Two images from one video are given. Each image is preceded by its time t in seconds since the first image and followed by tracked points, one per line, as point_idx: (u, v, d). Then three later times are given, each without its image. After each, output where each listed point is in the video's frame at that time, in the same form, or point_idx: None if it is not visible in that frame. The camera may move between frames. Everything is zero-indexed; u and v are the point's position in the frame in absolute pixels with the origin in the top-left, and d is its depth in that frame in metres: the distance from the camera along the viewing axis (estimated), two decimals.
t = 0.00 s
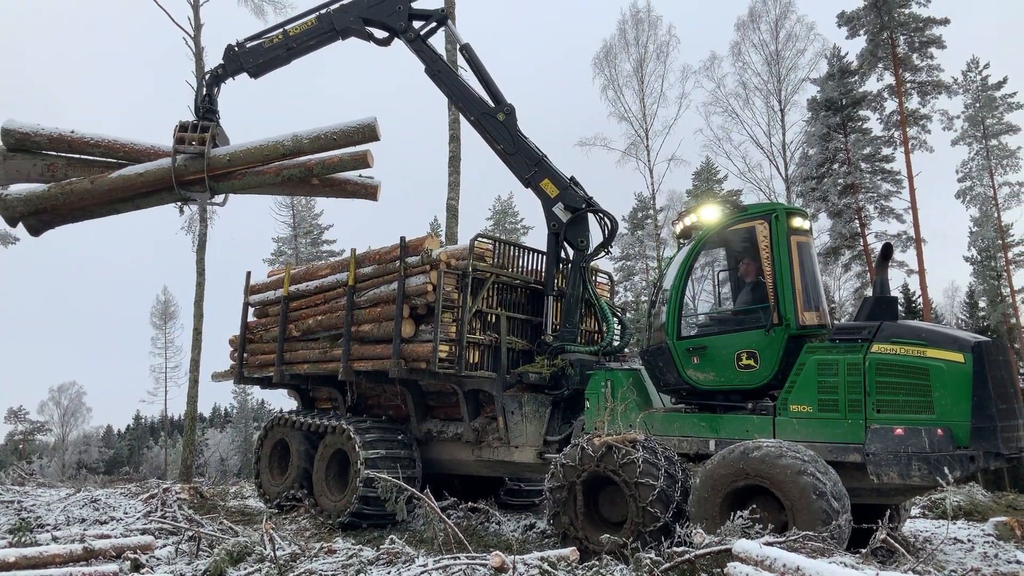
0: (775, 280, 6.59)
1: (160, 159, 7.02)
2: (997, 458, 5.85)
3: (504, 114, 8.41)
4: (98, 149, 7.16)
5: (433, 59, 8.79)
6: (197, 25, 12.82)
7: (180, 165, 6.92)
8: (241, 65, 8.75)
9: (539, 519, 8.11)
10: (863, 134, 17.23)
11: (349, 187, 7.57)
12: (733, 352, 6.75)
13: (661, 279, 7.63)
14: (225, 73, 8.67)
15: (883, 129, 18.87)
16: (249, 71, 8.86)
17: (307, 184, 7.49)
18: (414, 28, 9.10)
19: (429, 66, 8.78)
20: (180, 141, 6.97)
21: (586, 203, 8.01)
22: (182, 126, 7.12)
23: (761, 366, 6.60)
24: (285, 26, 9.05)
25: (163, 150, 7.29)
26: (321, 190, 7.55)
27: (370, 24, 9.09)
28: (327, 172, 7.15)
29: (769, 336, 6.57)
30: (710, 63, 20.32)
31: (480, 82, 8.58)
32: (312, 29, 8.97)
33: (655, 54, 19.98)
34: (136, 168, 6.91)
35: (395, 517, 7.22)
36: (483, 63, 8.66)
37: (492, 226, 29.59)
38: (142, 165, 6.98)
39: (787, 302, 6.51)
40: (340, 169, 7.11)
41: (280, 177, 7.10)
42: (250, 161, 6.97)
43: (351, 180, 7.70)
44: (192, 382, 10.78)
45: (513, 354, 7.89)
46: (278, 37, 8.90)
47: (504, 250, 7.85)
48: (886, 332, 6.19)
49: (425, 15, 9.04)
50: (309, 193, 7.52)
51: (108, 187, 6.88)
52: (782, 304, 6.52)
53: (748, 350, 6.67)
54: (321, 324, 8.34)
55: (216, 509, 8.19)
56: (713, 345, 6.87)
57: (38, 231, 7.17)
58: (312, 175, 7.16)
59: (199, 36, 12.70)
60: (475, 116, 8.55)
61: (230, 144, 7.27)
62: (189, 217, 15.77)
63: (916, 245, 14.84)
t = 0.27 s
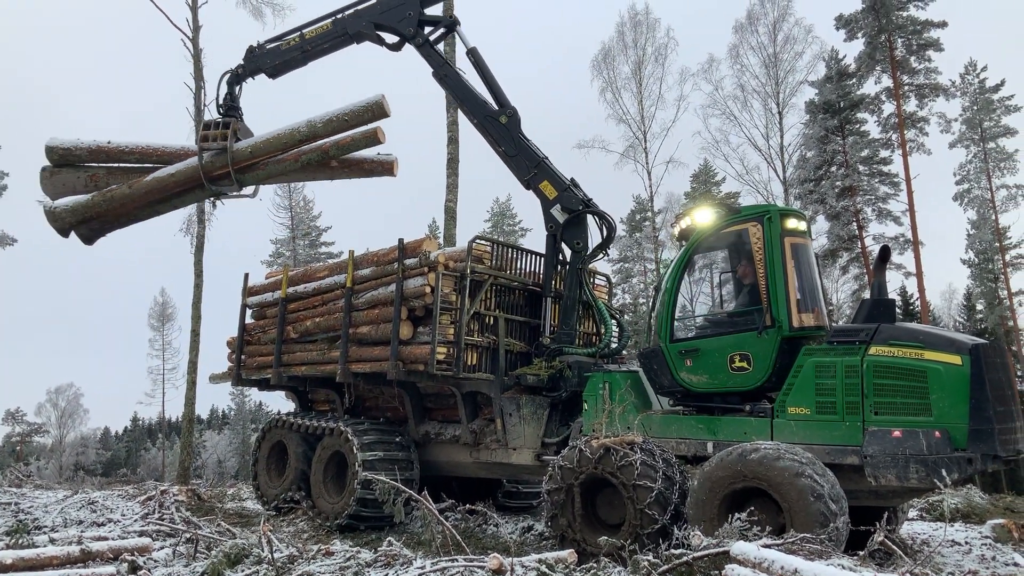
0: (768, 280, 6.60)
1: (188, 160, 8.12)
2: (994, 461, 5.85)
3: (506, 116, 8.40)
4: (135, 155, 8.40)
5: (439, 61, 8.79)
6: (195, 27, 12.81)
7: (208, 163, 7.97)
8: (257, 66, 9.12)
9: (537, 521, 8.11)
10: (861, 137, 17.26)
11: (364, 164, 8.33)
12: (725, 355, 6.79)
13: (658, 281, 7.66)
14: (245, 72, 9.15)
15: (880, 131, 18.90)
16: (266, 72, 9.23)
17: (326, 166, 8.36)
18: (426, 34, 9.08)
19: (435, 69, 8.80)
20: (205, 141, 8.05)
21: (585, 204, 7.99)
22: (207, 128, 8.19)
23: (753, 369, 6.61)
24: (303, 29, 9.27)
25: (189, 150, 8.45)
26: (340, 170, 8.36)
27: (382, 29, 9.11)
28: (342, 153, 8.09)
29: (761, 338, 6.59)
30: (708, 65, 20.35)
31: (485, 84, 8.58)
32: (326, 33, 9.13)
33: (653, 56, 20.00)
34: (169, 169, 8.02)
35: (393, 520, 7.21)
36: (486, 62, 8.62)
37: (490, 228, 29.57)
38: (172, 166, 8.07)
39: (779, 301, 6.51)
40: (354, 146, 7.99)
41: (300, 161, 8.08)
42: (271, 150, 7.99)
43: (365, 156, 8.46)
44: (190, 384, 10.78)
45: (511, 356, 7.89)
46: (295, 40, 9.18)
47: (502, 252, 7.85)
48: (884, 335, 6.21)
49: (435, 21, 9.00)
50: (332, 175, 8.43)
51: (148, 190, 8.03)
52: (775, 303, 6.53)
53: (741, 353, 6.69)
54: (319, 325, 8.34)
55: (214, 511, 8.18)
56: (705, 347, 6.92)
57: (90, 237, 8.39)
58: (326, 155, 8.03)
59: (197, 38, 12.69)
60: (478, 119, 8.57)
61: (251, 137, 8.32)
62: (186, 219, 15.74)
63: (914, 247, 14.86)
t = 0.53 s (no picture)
0: (761, 281, 6.62)
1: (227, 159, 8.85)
2: (991, 463, 5.86)
3: (512, 116, 8.38)
4: (181, 162, 9.33)
5: (451, 61, 8.77)
6: (193, 27, 12.80)
7: (243, 159, 8.66)
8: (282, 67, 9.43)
9: (533, 523, 8.10)
10: (858, 140, 17.29)
11: (388, 143, 8.68)
12: (717, 356, 6.83)
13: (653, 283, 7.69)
14: (273, 73, 9.49)
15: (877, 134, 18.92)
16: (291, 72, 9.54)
17: (353, 150, 8.80)
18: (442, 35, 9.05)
19: (447, 70, 8.80)
20: (240, 140, 8.76)
21: (586, 205, 7.95)
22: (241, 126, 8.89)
23: (745, 371, 6.64)
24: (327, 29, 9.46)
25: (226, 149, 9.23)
26: (367, 153, 8.79)
27: (400, 31, 9.12)
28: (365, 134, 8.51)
29: (752, 341, 6.62)
30: (706, 68, 20.37)
31: (494, 84, 8.55)
32: (347, 35, 9.28)
33: (651, 58, 20.03)
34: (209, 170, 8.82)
35: (389, 521, 7.21)
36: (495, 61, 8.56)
37: (488, 230, 29.57)
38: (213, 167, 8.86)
39: (771, 302, 6.53)
40: (373, 127, 8.36)
41: (327, 147, 8.56)
42: (298, 140, 8.54)
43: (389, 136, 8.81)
44: (186, 384, 10.76)
45: (508, 358, 7.89)
46: (319, 42, 9.40)
47: (499, 253, 7.86)
48: (880, 337, 6.22)
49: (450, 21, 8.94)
50: (360, 159, 8.88)
51: (194, 192, 8.90)
52: (767, 304, 6.55)
53: (733, 355, 6.73)
54: (316, 326, 8.33)
55: (210, 512, 8.17)
56: (697, 349, 6.96)
57: (150, 242, 9.41)
58: (351, 138, 8.49)
59: (194, 38, 12.67)
60: (484, 119, 8.56)
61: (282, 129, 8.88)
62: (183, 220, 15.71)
63: (911, 250, 14.87)
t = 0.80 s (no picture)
0: (750, 281, 6.65)
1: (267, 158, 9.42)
2: (984, 465, 5.87)
3: (518, 116, 8.34)
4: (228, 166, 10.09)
5: (465, 59, 8.75)
6: (188, 25, 12.77)
7: (282, 155, 9.21)
8: (311, 66, 9.75)
9: (528, 523, 8.10)
10: (853, 142, 17.34)
11: (413, 121, 9.13)
12: (706, 358, 6.86)
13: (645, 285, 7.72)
14: (304, 71, 9.89)
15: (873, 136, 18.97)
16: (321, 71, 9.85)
17: (382, 131, 9.26)
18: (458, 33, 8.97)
19: (460, 68, 8.79)
20: (275, 137, 9.28)
21: (584, 205, 7.92)
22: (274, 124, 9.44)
23: (735, 372, 6.66)
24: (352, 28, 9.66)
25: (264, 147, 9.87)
26: (395, 133, 9.26)
27: (417, 30, 9.12)
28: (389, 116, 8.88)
29: (740, 342, 6.65)
30: (702, 69, 20.41)
31: (502, 82, 8.53)
32: (371, 34, 9.44)
33: (647, 59, 20.05)
34: (252, 170, 9.42)
35: (384, 521, 7.20)
36: (506, 60, 8.51)
37: (484, 230, 29.56)
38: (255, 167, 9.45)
39: (761, 301, 6.55)
40: (395, 109, 8.75)
41: (355, 134, 8.97)
42: (328, 130, 9.00)
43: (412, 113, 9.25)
44: (180, 383, 10.74)
45: (503, 358, 7.89)
46: (344, 41, 9.63)
47: (495, 254, 7.86)
48: (875, 339, 6.24)
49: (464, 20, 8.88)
50: (390, 139, 9.34)
51: (240, 193, 9.55)
52: (755, 304, 6.57)
53: (722, 356, 6.76)
54: (311, 325, 8.32)
55: (204, 511, 8.15)
56: (687, 350, 7.00)
57: (212, 244, 10.24)
58: (377, 122, 8.88)
59: (190, 37, 12.65)
60: (492, 118, 8.57)
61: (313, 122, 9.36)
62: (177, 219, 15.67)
63: (906, 252, 14.91)
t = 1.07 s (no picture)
0: (737, 281, 6.67)
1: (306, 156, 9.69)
2: (976, 467, 5.89)
3: (522, 114, 8.32)
4: (272, 168, 10.47)
5: (477, 58, 8.74)
6: (183, 23, 12.75)
7: (317, 151, 9.44)
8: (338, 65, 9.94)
9: (521, 523, 8.10)
10: (847, 144, 17.39)
11: (438, 100, 9.07)
12: (694, 360, 6.88)
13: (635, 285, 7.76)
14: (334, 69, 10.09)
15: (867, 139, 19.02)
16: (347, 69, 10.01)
17: (409, 115, 9.26)
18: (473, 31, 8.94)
19: (472, 67, 8.79)
20: (309, 135, 9.55)
21: (580, 205, 7.91)
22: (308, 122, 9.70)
23: (722, 372, 6.68)
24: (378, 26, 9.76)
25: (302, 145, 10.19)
26: (423, 116, 9.25)
27: (437, 28, 9.13)
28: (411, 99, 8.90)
29: (727, 343, 6.67)
30: (697, 70, 20.44)
31: (510, 81, 8.50)
32: (392, 31, 9.51)
33: (642, 60, 20.09)
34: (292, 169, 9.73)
35: (376, 520, 7.20)
36: (515, 58, 8.46)
37: (478, 230, 29.55)
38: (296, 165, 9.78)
39: (747, 303, 6.57)
40: (417, 91, 8.76)
41: (382, 121, 9.03)
42: (357, 120, 9.12)
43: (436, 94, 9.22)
44: (173, 382, 10.71)
45: (497, 358, 7.88)
46: (369, 39, 9.74)
47: (489, 253, 7.86)
48: (868, 340, 6.24)
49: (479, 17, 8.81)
50: (419, 122, 9.34)
51: (285, 192, 9.87)
52: (742, 305, 6.60)
53: (710, 357, 6.78)
54: (304, 324, 8.32)
55: (196, 510, 8.13)
56: (675, 351, 7.02)
57: (268, 244, 10.59)
58: (400, 107, 8.92)
59: (185, 35, 12.62)
60: (498, 116, 8.58)
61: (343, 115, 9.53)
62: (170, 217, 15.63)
63: (899, 254, 14.96)
